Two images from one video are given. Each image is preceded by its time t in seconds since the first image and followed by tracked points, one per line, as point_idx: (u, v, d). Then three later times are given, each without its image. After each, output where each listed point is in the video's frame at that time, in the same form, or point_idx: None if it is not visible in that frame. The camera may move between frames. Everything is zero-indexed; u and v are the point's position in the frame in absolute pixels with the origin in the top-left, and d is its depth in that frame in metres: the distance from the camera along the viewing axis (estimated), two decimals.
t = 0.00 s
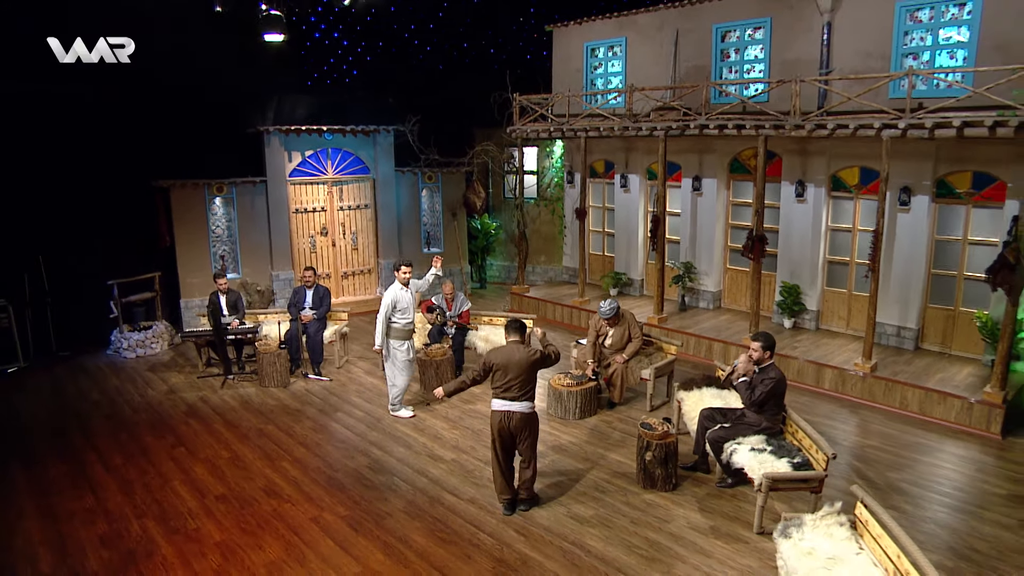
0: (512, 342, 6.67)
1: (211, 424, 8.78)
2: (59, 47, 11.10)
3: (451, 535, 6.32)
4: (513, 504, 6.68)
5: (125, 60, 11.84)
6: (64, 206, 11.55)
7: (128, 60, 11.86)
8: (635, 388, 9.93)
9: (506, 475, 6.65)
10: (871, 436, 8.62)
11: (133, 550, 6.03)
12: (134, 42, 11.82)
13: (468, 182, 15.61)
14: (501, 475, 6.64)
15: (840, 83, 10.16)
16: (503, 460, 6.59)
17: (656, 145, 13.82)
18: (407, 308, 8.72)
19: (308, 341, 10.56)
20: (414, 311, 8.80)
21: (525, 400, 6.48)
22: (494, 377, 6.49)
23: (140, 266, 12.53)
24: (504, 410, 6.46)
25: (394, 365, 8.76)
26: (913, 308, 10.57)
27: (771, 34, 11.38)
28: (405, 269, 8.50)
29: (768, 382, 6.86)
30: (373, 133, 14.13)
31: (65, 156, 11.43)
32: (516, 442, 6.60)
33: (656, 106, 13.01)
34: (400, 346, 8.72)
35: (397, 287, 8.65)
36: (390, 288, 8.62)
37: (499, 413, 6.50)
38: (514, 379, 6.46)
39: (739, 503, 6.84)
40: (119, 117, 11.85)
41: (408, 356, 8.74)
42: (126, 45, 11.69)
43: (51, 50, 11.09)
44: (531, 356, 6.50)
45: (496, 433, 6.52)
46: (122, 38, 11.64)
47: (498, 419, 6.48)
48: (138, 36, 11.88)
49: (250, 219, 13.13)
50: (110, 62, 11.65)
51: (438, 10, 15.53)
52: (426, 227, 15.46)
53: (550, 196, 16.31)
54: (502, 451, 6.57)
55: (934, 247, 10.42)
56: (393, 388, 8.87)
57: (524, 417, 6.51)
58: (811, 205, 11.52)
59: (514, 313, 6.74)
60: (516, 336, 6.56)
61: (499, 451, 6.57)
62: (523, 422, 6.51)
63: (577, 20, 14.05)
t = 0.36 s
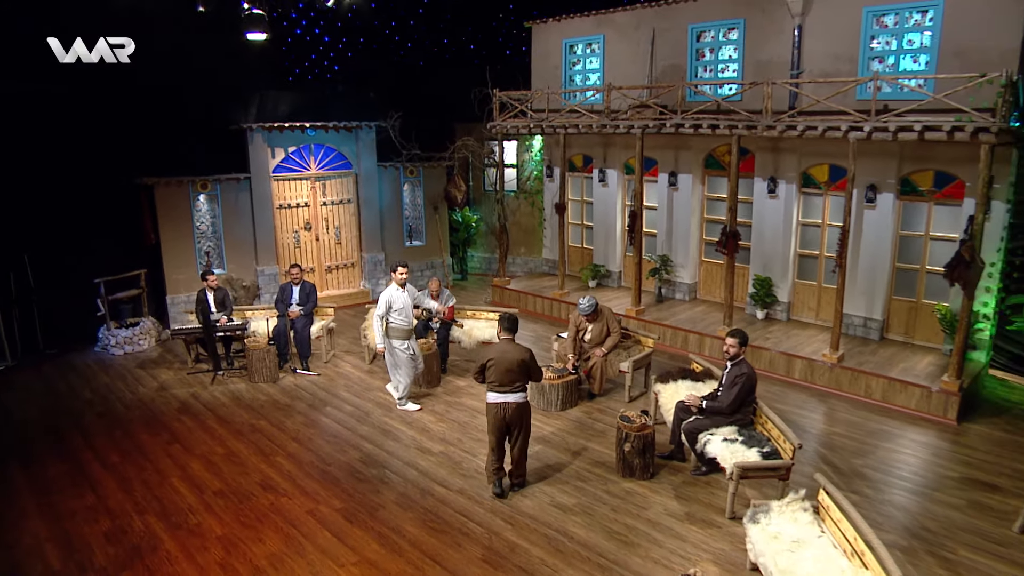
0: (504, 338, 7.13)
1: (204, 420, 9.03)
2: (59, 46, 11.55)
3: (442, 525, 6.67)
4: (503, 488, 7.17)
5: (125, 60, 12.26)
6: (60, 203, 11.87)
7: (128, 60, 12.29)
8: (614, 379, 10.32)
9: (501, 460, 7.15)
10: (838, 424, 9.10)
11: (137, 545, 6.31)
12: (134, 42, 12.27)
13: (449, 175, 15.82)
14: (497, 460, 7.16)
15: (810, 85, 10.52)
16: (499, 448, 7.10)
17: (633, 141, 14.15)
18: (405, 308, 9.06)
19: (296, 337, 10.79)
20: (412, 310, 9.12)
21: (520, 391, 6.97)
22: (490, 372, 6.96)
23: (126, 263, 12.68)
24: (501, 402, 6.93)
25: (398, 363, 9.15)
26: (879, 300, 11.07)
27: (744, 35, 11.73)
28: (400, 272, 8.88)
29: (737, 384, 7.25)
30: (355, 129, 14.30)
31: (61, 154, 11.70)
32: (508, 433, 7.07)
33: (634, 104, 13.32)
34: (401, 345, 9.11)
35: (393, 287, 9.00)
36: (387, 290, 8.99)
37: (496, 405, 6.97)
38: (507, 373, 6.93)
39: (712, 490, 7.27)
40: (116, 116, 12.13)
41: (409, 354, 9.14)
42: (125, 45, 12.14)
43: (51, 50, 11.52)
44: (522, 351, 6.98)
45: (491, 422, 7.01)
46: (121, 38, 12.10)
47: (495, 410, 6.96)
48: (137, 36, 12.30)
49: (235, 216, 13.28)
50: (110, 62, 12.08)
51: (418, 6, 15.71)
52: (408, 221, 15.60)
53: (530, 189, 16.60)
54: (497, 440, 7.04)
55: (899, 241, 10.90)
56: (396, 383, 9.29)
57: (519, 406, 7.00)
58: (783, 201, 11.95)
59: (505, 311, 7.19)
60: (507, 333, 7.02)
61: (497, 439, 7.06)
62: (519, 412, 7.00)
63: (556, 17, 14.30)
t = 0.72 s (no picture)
0: (489, 331, 7.35)
1: (190, 418, 9.19)
2: (58, 47, 11.67)
3: (427, 516, 6.96)
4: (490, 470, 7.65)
5: (125, 60, 12.39)
6: (60, 202, 12.09)
7: (128, 60, 12.43)
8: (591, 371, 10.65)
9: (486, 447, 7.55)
10: (805, 412, 9.53)
11: (134, 543, 6.52)
12: (134, 42, 12.41)
13: (426, 171, 15.96)
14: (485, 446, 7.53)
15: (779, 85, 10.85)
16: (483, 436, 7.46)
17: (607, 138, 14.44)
18: (402, 303, 9.19)
19: (279, 334, 10.94)
20: (408, 305, 9.23)
21: (503, 381, 7.30)
22: (477, 364, 7.27)
23: (106, 263, 12.74)
24: (485, 390, 7.28)
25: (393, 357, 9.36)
26: (843, 292, 11.53)
27: (715, 35, 12.06)
28: (398, 268, 8.92)
29: (707, 375, 7.61)
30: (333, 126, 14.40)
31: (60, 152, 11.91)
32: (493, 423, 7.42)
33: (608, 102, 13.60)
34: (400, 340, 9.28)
35: (390, 282, 9.13)
36: (384, 284, 9.13)
37: (480, 393, 7.32)
38: (493, 364, 7.25)
39: (686, 478, 7.65)
40: (115, 115, 12.34)
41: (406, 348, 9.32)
42: (125, 45, 12.26)
43: (51, 50, 11.65)
44: (507, 344, 7.26)
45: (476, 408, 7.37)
46: (122, 38, 12.23)
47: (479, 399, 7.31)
48: (140, 39, 12.48)
49: (214, 213, 13.32)
50: (109, 61, 12.19)
51: (394, 4, 15.83)
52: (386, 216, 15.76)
53: (506, 183, 16.83)
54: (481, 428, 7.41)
55: (862, 236, 11.35)
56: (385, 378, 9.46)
57: (502, 396, 7.33)
58: (752, 197, 12.34)
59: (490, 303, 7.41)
60: (493, 327, 7.27)
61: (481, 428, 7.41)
62: (502, 402, 7.33)
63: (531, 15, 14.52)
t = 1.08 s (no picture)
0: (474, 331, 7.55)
1: (178, 420, 9.29)
2: (58, 46, 11.93)
3: (417, 512, 7.15)
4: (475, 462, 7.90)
5: (125, 60, 12.62)
6: (56, 201, 12.31)
7: (128, 60, 12.65)
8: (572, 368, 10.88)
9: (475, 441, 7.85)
10: (781, 405, 9.84)
11: (129, 544, 6.64)
12: (134, 42, 12.64)
13: (407, 169, 16.04)
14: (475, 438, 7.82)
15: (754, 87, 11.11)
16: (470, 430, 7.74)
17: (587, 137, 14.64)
18: (399, 305, 9.34)
19: (265, 335, 11.03)
20: (406, 307, 9.40)
21: (490, 379, 7.52)
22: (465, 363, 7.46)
23: (86, 263, 12.78)
24: (473, 390, 7.49)
25: (392, 357, 9.50)
26: (817, 288, 11.86)
27: (692, 36, 12.30)
28: (394, 271, 9.06)
29: (685, 371, 7.84)
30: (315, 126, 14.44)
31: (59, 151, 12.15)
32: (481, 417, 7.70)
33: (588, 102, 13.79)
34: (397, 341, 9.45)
35: (388, 285, 9.27)
36: (382, 287, 9.23)
37: (468, 391, 7.54)
38: (480, 364, 7.47)
39: (666, 471, 7.91)
40: (114, 114, 12.50)
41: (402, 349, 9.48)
42: (125, 45, 12.51)
43: (51, 50, 11.92)
44: (492, 345, 7.45)
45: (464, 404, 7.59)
46: (122, 39, 12.49)
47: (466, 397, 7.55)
48: (142, 44, 12.77)
49: (197, 214, 13.34)
50: (109, 61, 12.44)
51: (374, 4, 15.91)
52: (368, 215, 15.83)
53: (487, 181, 16.97)
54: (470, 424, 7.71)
55: (835, 233, 11.69)
56: (381, 377, 9.61)
57: (490, 394, 7.58)
58: (729, 195, 12.63)
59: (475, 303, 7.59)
60: (478, 328, 7.46)
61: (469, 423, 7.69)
62: (490, 399, 7.57)
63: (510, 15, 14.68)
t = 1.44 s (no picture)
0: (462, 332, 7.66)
1: (172, 424, 9.32)
2: (59, 46, 11.96)
3: (411, 514, 7.23)
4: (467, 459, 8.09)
5: (126, 60, 12.75)
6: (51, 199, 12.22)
7: (128, 60, 12.78)
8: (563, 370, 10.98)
9: (467, 439, 8.02)
10: (769, 405, 9.99)
11: (126, 549, 6.70)
12: (134, 43, 12.78)
13: (397, 172, 16.08)
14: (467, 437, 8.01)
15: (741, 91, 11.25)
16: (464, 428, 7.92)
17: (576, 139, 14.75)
18: (406, 308, 9.37)
19: (257, 339, 11.05)
20: (413, 310, 9.43)
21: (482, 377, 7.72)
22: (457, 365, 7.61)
23: (77, 266, 12.72)
24: (465, 389, 7.67)
25: (401, 361, 9.49)
26: (804, 289, 12.03)
27: (680, 40, 12.45)
28: (400, 275, 9.14)
29: (673, 372, 7.97)
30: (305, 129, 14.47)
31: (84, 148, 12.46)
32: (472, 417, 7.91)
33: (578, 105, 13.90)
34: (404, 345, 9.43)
35: (394, 288, 9.33)
36: (388, 290, 9.32)
37: (460, 391, 7.70)
38: (473, 364, 7.65)
39: (656, 471, 8.03)
40: (109, 116, 12.67)
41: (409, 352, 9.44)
42: (126, 45, 12.64)
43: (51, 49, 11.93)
44: (480, 344, 7.59)
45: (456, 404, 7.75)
46: (122, 39, 12.61)
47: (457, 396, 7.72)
48: (139, 44, 12.88)
49: (187, 217, 13.35)
50: (109, 61, 12.54)
51: (363, 7, 15.97)
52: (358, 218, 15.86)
53: (476, 183, 17.04)
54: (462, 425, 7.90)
55: (821, 235, 11.87)
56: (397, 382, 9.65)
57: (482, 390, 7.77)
58: (717, 197, 12.78)
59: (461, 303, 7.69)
60: (467, 330, 7.56)
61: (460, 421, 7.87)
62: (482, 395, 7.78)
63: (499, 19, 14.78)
